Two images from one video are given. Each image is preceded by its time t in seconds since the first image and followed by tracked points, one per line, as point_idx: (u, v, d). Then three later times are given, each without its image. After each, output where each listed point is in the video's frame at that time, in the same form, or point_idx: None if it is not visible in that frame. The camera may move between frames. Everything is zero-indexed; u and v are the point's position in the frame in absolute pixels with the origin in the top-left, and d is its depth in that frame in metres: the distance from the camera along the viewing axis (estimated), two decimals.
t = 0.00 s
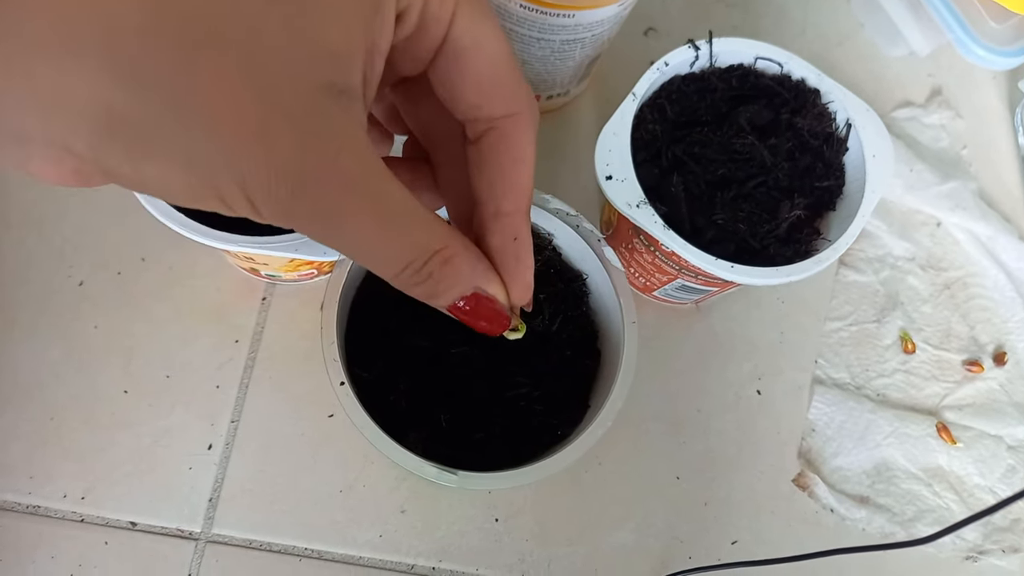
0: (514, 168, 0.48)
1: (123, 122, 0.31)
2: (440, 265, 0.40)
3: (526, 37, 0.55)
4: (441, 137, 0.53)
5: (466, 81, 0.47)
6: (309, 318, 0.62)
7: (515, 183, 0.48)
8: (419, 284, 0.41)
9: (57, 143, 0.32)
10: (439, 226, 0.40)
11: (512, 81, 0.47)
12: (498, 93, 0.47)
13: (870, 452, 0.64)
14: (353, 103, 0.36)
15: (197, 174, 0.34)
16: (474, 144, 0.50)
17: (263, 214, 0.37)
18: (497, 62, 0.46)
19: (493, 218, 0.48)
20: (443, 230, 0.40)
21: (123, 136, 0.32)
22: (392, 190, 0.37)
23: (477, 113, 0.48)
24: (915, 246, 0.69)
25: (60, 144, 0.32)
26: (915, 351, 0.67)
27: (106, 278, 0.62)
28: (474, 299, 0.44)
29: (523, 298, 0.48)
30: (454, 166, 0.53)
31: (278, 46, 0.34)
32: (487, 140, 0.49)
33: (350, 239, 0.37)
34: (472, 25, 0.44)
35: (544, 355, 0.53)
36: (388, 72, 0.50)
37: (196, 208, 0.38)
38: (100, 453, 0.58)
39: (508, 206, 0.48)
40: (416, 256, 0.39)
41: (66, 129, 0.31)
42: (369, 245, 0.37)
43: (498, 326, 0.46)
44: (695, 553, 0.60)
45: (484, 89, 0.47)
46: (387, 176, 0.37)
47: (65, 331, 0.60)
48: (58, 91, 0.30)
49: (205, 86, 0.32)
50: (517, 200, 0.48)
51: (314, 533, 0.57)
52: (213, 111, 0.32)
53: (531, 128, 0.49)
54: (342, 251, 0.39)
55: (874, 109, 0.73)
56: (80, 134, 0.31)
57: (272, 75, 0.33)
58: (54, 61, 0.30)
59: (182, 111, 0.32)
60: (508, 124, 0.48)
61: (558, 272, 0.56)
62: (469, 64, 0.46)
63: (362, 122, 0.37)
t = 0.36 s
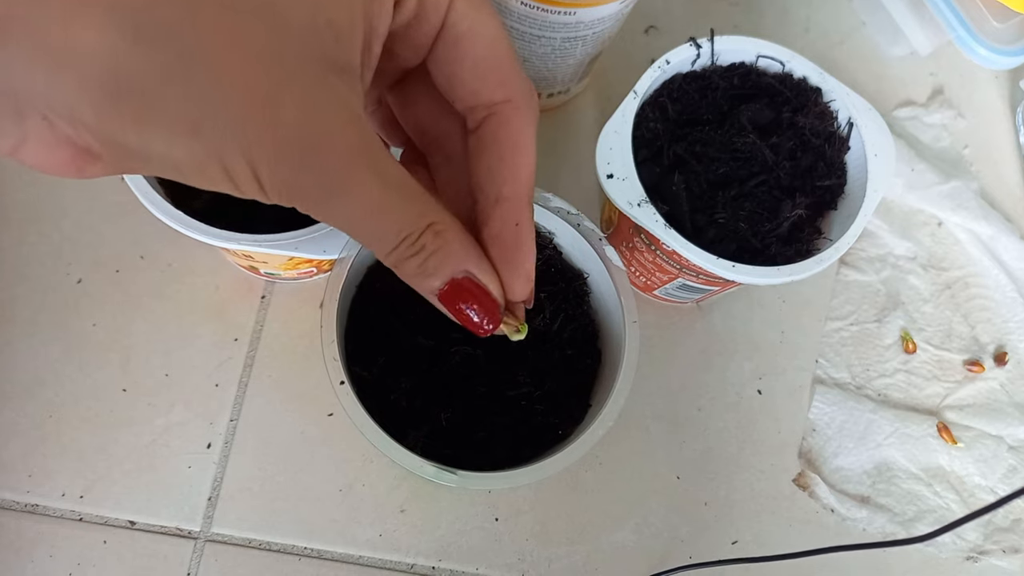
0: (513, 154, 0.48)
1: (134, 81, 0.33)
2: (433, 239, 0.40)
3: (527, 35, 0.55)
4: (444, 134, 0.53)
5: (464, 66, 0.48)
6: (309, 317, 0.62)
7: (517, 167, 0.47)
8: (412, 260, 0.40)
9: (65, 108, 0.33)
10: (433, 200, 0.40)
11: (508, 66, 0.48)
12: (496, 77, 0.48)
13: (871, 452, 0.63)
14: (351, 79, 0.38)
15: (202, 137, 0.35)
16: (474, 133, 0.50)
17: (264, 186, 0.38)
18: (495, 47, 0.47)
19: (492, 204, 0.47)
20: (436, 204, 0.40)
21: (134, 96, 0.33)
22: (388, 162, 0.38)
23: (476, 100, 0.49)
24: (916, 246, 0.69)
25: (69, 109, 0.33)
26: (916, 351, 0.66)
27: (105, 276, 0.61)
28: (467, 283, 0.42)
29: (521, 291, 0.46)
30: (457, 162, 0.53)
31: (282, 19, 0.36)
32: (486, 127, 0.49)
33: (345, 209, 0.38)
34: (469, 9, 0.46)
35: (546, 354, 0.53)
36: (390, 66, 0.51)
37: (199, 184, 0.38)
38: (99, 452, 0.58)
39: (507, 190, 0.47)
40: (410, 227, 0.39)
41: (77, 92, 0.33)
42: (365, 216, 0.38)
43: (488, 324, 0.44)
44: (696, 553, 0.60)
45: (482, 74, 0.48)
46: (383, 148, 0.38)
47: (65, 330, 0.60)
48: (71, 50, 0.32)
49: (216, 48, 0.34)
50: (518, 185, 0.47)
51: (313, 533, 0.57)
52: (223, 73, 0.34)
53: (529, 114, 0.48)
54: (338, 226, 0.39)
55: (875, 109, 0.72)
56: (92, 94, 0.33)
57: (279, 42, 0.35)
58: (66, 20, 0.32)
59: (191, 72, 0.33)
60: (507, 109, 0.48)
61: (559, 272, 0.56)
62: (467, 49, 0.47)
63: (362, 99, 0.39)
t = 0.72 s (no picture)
0: (523, 139, 0.48)
1: (137, 63, 0.33)
2: (446, 219, 0.39)
3: (529, 32, 0.55)
4: (450, 124, 0.53)
5: (470, 54, 0.48)
6: (311, 314, 0.62)
7: (524, 154, 0.48)
8: (425, 241, 0.39)
9: (70, 91, 0.34)
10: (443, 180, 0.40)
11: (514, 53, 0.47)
12: (502, 65, 0.47)
13: (874, 451, 0.63)
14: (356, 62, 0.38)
15: (207, 118, 0.35)
16: (481, 122, 0.49)
17: (271, 169, 0.37)
18: (500, 34, 0.47)
19: (504, 189, 0.47)
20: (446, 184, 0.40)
21: (138, 78, 0.33)
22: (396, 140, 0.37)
23: (482, 89, 0.49)
24: (920, 244, 0.68)
25: (74, 93, 0.34)
26: (920, 350, 0.66)
27: (106, 274, 0.61)
28: (481, 263, 0.41)
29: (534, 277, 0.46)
30: (462, 152, 0.53)
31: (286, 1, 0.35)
32: (494, 114, 0.48)
33: (354, 189, 0.37)
34: None
35: (549, 353, 0.53)
36: (393, 57, 0.51)
37: (206, 168, 0.38)
38: (100, 450, 0.58)
39: (518, 174, 0.47)
40: (422, 206, 0.38)
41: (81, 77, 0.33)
42: (374, 197, 0.37)
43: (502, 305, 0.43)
44: (698, 552, 0.60)
45: (488, 62, 0.47)
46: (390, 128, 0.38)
47: (66, 327, 0.60)
48: (73, 32, 0.32)
49: (220, 29, 0.34)
50: (527, 172, 0.47)
51: (315, 531, 0.57)
52: (226, 53, 0.34)
53: (537, 100, 0.49)
54: (347, 208, 0.39)
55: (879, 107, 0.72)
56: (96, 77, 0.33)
57: (283, 24, 0.35)
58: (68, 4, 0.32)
59: (194, 52, 0.34)
60: (515, 95, 0.48)
61: (562, 270, 0.55)
62: (472, 38, 0.47)
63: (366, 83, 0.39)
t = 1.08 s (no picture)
0: (529, 138, 0.48)
1: (135, 49, 0.32)
2: (456, 216, 0.38)
3: (531, 32, 0.55)
4: (452, 124, 0.53)
5: (475, 52, 0.48)
6: (311, 314, 0.61)
7: (528, 151, 0.48)
8: (434, 239, 0.38)
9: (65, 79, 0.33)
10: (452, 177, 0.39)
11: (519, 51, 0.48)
12: (507, 64, 0.48)
13: (875, 452, 0.63)
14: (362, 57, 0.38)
15: (208, 107, 0.34)
16: (485, 121, 0.49)
17: (273, 161, 0.37)
18: (505, 34, 0.47)
19: (509, 188, 0.47)
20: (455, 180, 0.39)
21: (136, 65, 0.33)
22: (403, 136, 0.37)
23: (486, 87, 0.48)
24: (921, 245, 0.68)
25: (69, 80, 0.33)
26: (921, 351, 0.66)
27: (107, 274, 0.61)
28: (490, 260, 0.40)
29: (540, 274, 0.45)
30: (464, 151, 0.53)
31: None
32: (499, 113, 0.48)
33: (358, 184, 0.36)
34: None
35: (551, 354, 0.53)
36: (397, 56, 0.50)
37: (206, 158, 0.38)
38: (100, 450, 0.58)
39: (523, 173, 0.47)
40: (430, 202, 0.37)
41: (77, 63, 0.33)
42: (380, 192, 0.36)
43: (511, 299, 0.42)
44: (699, 552, 0.60)
45: (494, 61, 0.47)
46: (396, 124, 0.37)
47: (66, 327, 0.60)
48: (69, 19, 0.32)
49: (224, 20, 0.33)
50: (531, 168, 0.47)
51: (316, 532, 0.57)
52: (229, 43, 0.33)
53: (540, 99, 0.49)
54: (350, 204, 0.38)
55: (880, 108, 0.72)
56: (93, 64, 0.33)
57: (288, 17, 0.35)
58: None
59: (197, 42, 0.33)
60: (520, 94, 0.48)
61: (564, 271, 0.55)
62: (477, 37, 0.47)
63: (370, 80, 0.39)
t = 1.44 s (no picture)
0: (532, 139, 0.48)
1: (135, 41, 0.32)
2: (461, 218, 0.38)
3: (533, 30, 0.55)
4: (454, 123, 0.53)
5: (478, 51, 0.47)
6: (312, 313, 0.61)
7: (531, 151, 0.47)
8: (439, 241, 0.38)
9: (65, 68, 0.33)
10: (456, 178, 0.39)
11: (521, 51, 0.48)
12: (510, 63, 0.47)
13: (876, 451, 0.63)
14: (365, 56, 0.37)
15: (207, 101, 0.34)
16: (488, 120, 0.49)
17: (273, 156, 0.36)
18: (508, 34, 0.47)
19: (512, 188, 0.47)
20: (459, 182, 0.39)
21: (140, 58, 0.32)
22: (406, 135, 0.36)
23: (489, 86, 0.48)
24: (923, 244, 0.68)
25: (69, 68, 0.33)
26: (923, 350, 0.66)
27: (106, 272, 0.61)
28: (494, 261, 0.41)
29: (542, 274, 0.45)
30: (466, 149, 0.53)
31: None
32: (502, 113, 0.48)
33: (361, 184, 0.36)
34: None
35: (553, 353, 0.53)
36: (400, 53, 0.50)
37: (205, 151, 0.37)
38: (100, 449, 0.57)
39: (526, 174, 0.47)
40: (434, 204, 0.37)
41: (78, 54, 0.32)
42: (384, 192, 0.36)
43: (511, 299, 0.43)
44: (700, 552, 0.60)
45: (497, 61, 0.47)
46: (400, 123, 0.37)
47: (65, 325, 0.60)
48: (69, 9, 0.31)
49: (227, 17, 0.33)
50: (533, 169, 0.47)
51: (316, 531, 0.57)
52: (231, 39, 0.33)
53: (543, 101, 0.49)
54: (354, 203, 0.38)
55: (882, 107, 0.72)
56: (96, 56, 0.32)
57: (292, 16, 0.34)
58: None
59: (199, 37, 0.33)
60: (523, 95, 0.48)
61: (566, 270, 0.55)
62: (481, 36, 0.47)
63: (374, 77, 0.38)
